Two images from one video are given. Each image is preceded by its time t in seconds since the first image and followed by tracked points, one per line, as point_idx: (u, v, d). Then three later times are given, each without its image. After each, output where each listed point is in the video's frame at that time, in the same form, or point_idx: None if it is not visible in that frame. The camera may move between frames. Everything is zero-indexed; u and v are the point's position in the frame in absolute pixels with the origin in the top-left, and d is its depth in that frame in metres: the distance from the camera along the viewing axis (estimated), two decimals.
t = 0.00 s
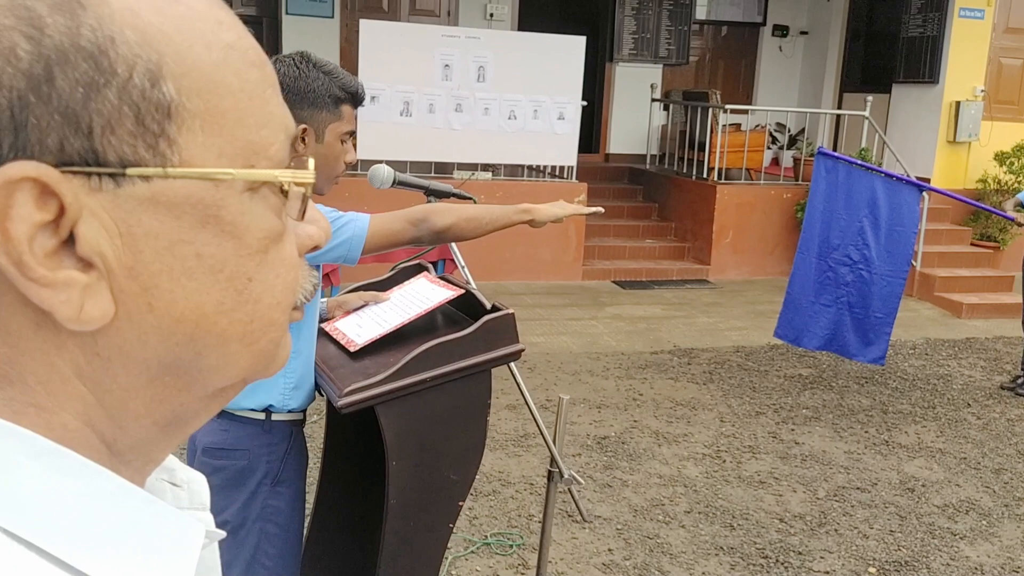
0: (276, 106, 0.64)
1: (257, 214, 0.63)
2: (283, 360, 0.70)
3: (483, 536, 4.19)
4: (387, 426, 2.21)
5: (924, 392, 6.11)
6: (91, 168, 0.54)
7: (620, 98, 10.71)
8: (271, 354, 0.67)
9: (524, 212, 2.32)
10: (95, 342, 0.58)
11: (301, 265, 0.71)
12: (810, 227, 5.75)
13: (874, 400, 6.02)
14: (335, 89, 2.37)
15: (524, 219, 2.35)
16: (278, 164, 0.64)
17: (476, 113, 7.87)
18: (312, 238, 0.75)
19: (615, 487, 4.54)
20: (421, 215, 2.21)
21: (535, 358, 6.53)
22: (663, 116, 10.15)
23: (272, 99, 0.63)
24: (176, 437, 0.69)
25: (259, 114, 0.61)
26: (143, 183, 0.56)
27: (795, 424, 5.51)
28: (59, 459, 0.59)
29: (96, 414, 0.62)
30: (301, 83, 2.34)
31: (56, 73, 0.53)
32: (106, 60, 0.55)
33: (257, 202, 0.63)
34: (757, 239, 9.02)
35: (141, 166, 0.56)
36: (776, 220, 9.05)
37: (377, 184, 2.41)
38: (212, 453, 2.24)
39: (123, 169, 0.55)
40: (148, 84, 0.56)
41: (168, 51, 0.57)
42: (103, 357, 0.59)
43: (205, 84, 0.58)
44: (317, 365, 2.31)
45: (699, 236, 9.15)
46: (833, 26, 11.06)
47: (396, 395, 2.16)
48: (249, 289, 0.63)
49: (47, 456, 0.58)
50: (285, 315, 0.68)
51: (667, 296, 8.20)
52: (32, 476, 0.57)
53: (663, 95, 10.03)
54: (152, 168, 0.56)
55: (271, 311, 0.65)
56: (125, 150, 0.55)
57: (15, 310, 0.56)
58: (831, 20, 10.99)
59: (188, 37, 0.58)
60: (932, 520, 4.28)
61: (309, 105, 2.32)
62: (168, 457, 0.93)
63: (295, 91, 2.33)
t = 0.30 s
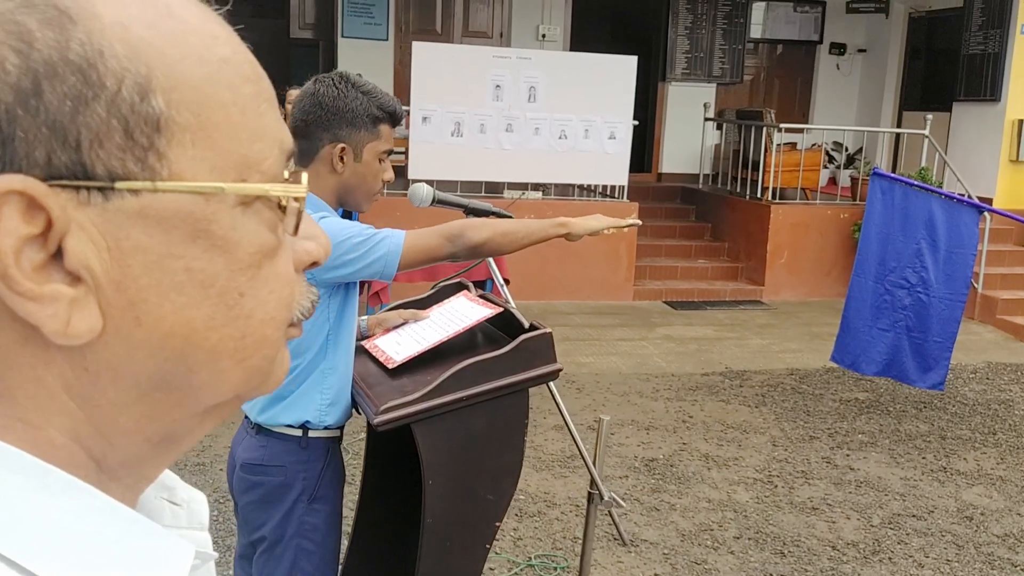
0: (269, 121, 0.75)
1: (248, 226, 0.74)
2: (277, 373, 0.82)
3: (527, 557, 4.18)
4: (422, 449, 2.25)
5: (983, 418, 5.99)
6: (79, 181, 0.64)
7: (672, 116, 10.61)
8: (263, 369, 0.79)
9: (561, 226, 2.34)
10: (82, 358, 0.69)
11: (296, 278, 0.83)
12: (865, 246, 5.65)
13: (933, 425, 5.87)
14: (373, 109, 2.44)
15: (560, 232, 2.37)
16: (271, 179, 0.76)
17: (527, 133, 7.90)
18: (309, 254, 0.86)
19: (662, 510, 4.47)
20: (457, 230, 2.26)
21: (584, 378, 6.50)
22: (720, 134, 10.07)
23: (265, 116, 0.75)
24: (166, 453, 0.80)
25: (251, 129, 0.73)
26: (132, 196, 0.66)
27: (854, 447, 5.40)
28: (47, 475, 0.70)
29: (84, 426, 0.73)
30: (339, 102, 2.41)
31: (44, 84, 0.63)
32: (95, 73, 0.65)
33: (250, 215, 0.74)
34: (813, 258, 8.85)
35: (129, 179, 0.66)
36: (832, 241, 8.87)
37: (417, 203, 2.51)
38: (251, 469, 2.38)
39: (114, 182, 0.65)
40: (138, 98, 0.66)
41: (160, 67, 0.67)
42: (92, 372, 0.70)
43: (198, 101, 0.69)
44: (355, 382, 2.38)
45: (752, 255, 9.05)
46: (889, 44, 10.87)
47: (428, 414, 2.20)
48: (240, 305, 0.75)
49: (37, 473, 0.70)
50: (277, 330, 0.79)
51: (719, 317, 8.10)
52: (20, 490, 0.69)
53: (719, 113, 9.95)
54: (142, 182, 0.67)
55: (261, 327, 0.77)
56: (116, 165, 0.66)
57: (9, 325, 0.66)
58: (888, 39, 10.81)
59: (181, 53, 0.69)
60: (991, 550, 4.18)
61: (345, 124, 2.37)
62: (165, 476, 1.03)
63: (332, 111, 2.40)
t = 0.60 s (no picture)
0: (235, 125, 0.75)
1: (213, 231, 0.75)
2: (243, 378, 0.82)
3: (539, 569, 4.16)
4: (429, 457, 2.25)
5: (1007, 433, 5.91)
6: (34, 183, 0.64)
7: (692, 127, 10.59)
8: (229, 374, 0.79)
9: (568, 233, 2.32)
10: (35, 365, 0.70)
11: (263, 282, 0.84)
12: (886, 259, 5.63)
13: (954, 440, 5.79)
14: (385, 116, 2.44)
15: (569, 239, 2.36)
16: (234, 183, 0.76)
17: (546, 144, 7.90)
18: (279, 259, 0.86)
19: (677, 522, 4.44)
20: (465, 237, 2.26)
21: (600, 389, 6.47)
22: (740, 146, 10.03)
23: (231, 118, 0.75)
24: (130, 461, 0.81)
25: (215, 131, 0.73)
26: (89, 200, 0.66)
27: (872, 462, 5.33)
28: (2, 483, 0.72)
29: (41, 435, 0.73)
30: (349, 111, 2.41)
31: None
32: (52, 74, 0.65)
33: (215, 219, 0.75)
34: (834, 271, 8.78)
35: (90, 182, 0.66)
36: (853, 253, 8.80)
37: (425, 213, 2.53)
38: (257, 477, 2.39)
39: (71, 185, 0.65)
40: (97, 99, 0.66)
41: (120, 66, 0.67)
42: (47, 379, 0.70)
43: (158, 103, 0.69)
44: (362, 390, 2.38)
45: (772, 267, 8.99)
46: (912, 56, 10.81)
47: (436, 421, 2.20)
48: (202, 311, 0.75)
49: None
50: (243, 336, 0.80)
51: (738, 329, 8.05)
52: None
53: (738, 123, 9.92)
54: (101, 185, 0.67)
55: (225, 332, 0.77)
56: (72, 169, 0.66)
57: None
58: (910, 51, 10.75)
59: (141, 54, 0.69)
60: (1013, 567, 4.12)
61: (355, 133, 2.38)
62: (135, 483, 1.03)
63: (341, 119, 2.40)
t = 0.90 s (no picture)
0: (189, 122, 0.76)
1: (165, 229, 0.75)
2: (197, 380, 0.82)
3: (535, 570, 4.17)
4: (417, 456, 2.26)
5: (1004, 436, 5.91)
6: None
7: (692, 130, 10.60)
8: (181, 376, 0.79)
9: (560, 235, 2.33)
10: None
11: (218, 282, 0.84)
12: (883, 262, 5.61)
13: (952, 442, 5.79)
14: (380, 119, 2.42)
15: (560, 241, 2.36)
16: (186, 181, 0.76)
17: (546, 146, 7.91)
18: (235, 259, 0.87)
19: (674, 524, 4.44)
20: (456, 239, 2.27)
21: (599, 391, 6.47)
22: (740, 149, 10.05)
23: (185, 117, 0.75)
24: (81, 461, 0.81)
25: (166, 129, 0.73)
26: (34, 198, 0.66)
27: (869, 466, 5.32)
28: None
29: None
30: (343, 112, 2.41)
31: None
32: None
33: (167, 219, 0.75)
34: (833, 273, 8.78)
35: (33, 179, 0.66)
36: (852, 254, 8.80)
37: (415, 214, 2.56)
38: (249, 478, 2.40)
39: (14, 183, 0.65)
40: (40, 95, 0.66)
41: (66, 64, 0.67)
42: None
43: (106, 100, 0.69)
44: (354, 391, 2.39)
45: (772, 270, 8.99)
46: (912, 59, 10.83)
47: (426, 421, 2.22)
48: (152, 310, 0.75)
49: None
50: (196, 337, 0.80)
51: (737, 331, 8.06)
52: None
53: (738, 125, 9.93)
54: (47, 183, 0.66)
55: (176, 332, 0.77)
56: (17, 164, 0.65)
57: None
58: (910, 54, 10.77)
59: (90, 51, 0.68)
60: (1009, 570, 4.11)
61: (349, 135, 2.37)
62: (92, 483, 1.03)
63: (335, 121, 2.39)
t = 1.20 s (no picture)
0: (156, 115, 0.75)
1: (129, 226, 0.75)
2: (164, 376, 0.81)
3: (533, 565, 4.18)
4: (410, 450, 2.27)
5: (1004, 431, 5.91)
6: None
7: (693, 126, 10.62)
8: (144, 373, 0.78)
9: (554, 231, 2.32)
10: None
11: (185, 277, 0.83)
12: (881, 257, 5.64)
13: (952, 438, 5.79)
14: (376, 116, 2.39)
15: (554, 237, 2.36)
16: (150, 175, 0.76)
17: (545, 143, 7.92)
18: (205, 256, 0.86)
19: (672, 519, 4.45)
20: (449, 235, 2.26)
21: (598, 387, 6.48)
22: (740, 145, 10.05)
23: (152, 108, 0.75)
24: (44, 454, 0.80)
25: (131, 122, 0.73)
26: None
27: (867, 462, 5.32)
28: None
29: None
30: (338, 108, 2.37)
31: None
32: None
33: (131, 214, 0.75)
34: (832, 270, 8.79)
35: None
36: (852, 250, 8.81)
37: (408, 209, 2.59)
38: (244, 473, 2.40)
39: None
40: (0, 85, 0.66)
41: (28, 54, 0.67)
42: None
43: (70, 92, 0.69)
44: (348, 386, 2.39)
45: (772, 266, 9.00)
46: (912, 55, 10.83)
47: (419, 415, 2.22)
48: (112, 306, 0.74)
49: None
50: (159, 334, 0.79)
51: (737, 327, 8.06)
52: None
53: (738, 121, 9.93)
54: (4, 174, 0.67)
55: (139, 329, 0.77)
56: None
57: None
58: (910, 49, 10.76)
59: (51, 41, 0.68)
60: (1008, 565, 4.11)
61: (345, 132, 2.34)
62: (65, 474, 1.05)
63: (330, 116, 2.35)
